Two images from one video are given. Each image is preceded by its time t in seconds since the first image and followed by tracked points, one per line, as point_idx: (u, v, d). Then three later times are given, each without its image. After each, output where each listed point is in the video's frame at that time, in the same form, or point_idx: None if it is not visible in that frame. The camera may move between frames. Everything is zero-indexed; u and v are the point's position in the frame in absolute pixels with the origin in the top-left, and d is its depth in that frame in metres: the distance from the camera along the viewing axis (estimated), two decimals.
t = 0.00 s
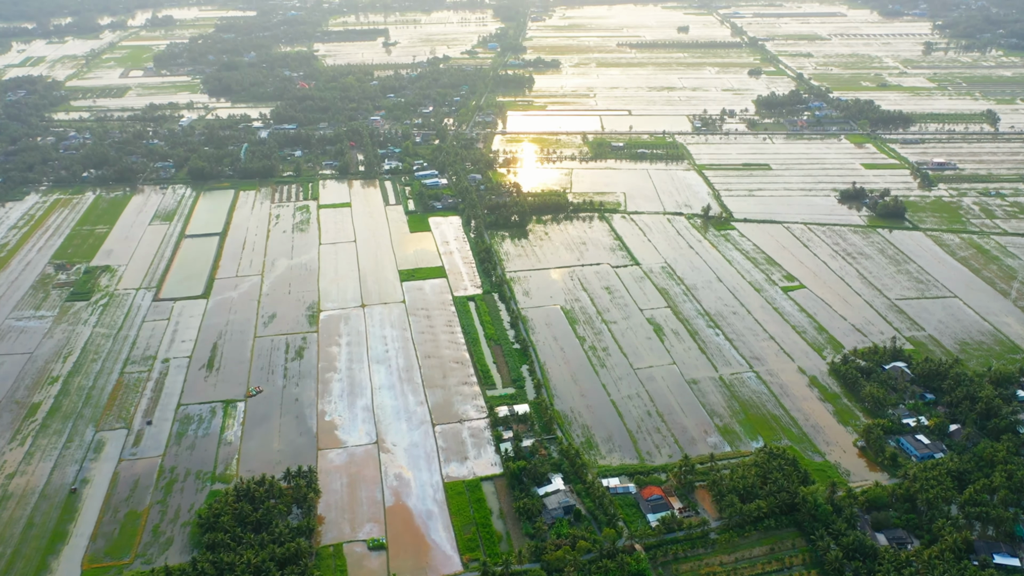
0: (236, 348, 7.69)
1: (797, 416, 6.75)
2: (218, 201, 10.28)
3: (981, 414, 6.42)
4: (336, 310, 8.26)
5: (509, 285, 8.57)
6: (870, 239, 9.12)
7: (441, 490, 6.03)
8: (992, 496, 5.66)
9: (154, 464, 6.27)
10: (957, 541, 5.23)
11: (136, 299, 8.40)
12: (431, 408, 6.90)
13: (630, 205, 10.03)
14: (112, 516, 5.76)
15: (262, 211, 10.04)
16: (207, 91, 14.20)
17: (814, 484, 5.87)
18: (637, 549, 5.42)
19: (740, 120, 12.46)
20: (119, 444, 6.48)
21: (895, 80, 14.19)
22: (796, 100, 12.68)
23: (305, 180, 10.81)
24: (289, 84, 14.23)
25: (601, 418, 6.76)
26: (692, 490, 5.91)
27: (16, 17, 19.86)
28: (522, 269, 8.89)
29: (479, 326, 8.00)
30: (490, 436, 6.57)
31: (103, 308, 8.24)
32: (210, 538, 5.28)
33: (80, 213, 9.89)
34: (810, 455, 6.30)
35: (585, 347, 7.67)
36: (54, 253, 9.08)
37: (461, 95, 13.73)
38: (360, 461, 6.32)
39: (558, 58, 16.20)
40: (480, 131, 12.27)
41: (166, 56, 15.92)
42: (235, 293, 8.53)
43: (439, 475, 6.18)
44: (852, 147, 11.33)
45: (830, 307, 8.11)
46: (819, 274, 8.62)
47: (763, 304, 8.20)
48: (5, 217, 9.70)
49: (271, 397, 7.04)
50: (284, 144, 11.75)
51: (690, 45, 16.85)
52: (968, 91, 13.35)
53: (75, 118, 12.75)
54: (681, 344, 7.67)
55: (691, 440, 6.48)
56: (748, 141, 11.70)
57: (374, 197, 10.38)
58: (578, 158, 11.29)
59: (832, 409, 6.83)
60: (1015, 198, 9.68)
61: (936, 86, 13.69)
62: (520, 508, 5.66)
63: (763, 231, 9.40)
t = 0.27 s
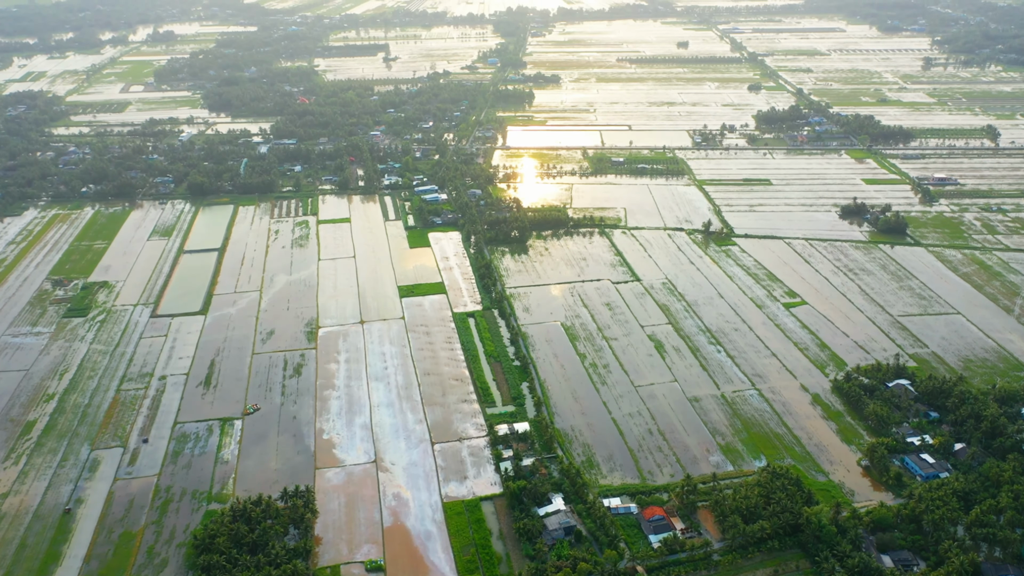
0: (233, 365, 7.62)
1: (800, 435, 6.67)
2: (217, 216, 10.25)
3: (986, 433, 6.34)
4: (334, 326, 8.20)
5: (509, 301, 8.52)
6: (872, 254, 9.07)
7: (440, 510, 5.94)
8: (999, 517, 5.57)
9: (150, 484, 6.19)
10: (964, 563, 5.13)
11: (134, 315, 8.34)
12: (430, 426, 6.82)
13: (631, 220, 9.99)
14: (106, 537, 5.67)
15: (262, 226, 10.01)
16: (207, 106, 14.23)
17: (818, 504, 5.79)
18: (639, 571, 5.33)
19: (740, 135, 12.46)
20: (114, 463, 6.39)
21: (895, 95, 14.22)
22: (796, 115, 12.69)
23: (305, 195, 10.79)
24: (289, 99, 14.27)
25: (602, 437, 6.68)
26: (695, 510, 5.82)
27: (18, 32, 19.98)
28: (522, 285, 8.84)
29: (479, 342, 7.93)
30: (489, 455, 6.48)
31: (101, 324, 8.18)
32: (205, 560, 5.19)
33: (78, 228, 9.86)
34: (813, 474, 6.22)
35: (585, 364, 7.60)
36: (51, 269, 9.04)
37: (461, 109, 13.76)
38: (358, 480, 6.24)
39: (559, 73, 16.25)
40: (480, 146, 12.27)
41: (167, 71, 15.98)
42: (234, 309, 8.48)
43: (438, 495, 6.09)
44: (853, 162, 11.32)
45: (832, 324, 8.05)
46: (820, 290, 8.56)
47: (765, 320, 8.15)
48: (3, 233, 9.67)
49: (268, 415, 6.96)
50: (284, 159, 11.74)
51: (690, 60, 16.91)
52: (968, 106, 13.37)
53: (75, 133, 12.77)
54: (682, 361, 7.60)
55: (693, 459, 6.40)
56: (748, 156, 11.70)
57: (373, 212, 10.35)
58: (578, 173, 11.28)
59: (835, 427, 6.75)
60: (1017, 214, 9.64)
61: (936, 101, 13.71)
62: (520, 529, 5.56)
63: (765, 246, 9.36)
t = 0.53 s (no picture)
0: (231, 380, 7.55)
1: (802, 451, 6.60)
2: (216, 229, 10.22)
3: (991, 450, 6.26)
4: (333, 341, 8.15)
5: (509, 315, 8.47)
6: (873, 268, 9.03)
7: (439, 528, 5.86)
8: (1005, 535, 5.49)
9: (146, 501, 6.11)
10: None
11: (131, 330, 8.29)
12: (429, 442, 6.75)
13: (631, 234, 9.96)
14: (100, 555, 5.59)
15: (261, 240, 9.98)
16: (207, 119, 14.25)
17: (822, 522, 5.71)
18: None
19: (741, 149, 12.46)
20: (110, 480, 6.32)
21: (894, 108, 14.25)
22: (796, 128, 12.70)
23: (304, 208, 10.77)
24: (289, 112, 14.29)
25: (603, 453, 6.61)
26: (697, 528, 5.73)
27: (19, 45, 20.08)
28: (522, 299, 8.79)
29: (478, 357, 7.87)
30: (489, 472, 6.41)
31: (98, 339, 8.12)
32: None
33: (77, 241, 9.83)
34: (817, 491, 6.15)
35: (586, 380, 7.54)
36: (49, 283, 9.00)
37: (461, 123, 13.78)
38: (356, 497, 6.16)
39: (559, 86, 16.30)
40: (480, 160, 12.27)
41: (168, 84, 16.02)
42: (232, 324, 8.43)
43: (437, 512, 6.01)
44: (853, 176, 11.31)
45: (834, 338, 7.99)
46: (822, 304, 8.52)
47: (766, 335, 8.09)
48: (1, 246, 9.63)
49: (266, 431, 6.89)
50: (283, 172, 11.73)
51: (689, 74, 16.97)
52: (968, 120, 13.38)
53: (74, 146, 12.78)
54: (683, 377, 7.54)
55: (695, 476, 6.32)
56: (748, 169, 11.69)
57: (373, 226, 10.32)
58: (578, 186, 11.26)
59: (839, 443, 6.68)
60: (1019, 228, 9.62)
61: (936, 114, 13.73)
62: (520, 547, 5.48)
63: (766, 260, 9.32)
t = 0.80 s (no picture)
0: (228, 398, 7.48)
1: (805, 470, 6.52)
2: (214, 245, 10.18)
3: (996, 469, 6.18)
4: (331, 358, 8.08)
5: (509, 332, 8.41)
6: (875, 284, 8.98)
7: (437, 549, 5.77)
8: (1012, 557, 5.39)
9: (140, 521, 6.02)
10: None
11: (128, 346, 8.22)
12: (428, 461, 6.67)
13: (631, 250, 9.92)
14: None
15: (259, 255, 9.94)
16: (207, 134, 14.26)
17: (827, 544, 5.62)
18: None
19: (741, 164, 12.46)
20: (104, 500, 6.22)
21: (894, 123, 14.27)
22: (796, 144, 12.70)
23: (303, 224, 10.73)
24: (289, 127, 14.31)
25: (604, 472, 6.52)
26: (699, 549, 5.63)
27: (20, 60, 20.16)
28: (522, 315, 8.73)
29: (478, 375, 7.79)
30: (489, 491, 6.32)
31: (94, 355, 8.05)
32: None
33: (75, 257, 9.79)
34: (820, 511, 6.06)
35: (586, 397, 7.47)
36: (46, 299, 8.94)
37: (461, 138, 13.79)
38: (353, 517, 6.07)
39: (558, 102, 16.34)
40: (479, 175, 12.26)
41: (168, 99, 16.06)
42: (229, 340, 8.36)
43: (435, 533, 5.92)
44: (854, 191, 11.30)
45: (837, 355, 7.93)
46: (824, 320, 8.46)
47: (768, 352, 8.03)
48: None
49: (263, 449, 6.81)
50: (283, 187, 11.72)
51: (689, 89, 17.02)
52: (968, 135, 13.40)
53: (74, 161, 12.77)
54: (685, 394, 7.47)
55: (697, 495, 6.24)
56: (749, 184, 11.68)
57: (372, 241, 10.28)
58: (578, 202, 11.23)
59: (842, 462, 6.59)
60: (1021, 243, 9.58)
61: (935, 129, 13.75)
62: (520, 569, 5.39)
63: (767, 276, 9.28)
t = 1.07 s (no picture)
0: (225, 416, 7.40)
1: (809, 489, 6.43)
2: (213, 260, 10.14)
3: (1002, 489, 6.09)
4: (330, 375, 8.01)
5: (508, 348, 8.35)
6: (877, 300, 8.93)
7: (436, 570, 5.67)
8: None
9: (135, 542, 5.92)
10: None
11: (125, 363, 8.16)
12: (427, 480, 6.58)
13: (632, 265, 9.88)
14: None
15: (258, 271, 9.90)
16: (207, 149, 14.27)
17: (831, 565, 5.52)
18: None
19: (741, 179, 12.46)
20: (99, 520, 6.13)
21: (894, 138, 14.29)
22: (796, 159, 12.71)
23: (303, 239, 10.70)
24: (289, 142, 14.33)
25: (605, 491, 6.43)
26: (702, 571, 5.53)
27: (21, 75, 20.26)
28: (522, 331, 8.67)
29: (478, 392, 7.72)
30: (488, 511, 6.23)
31: (91, 372, 7.99)
32: None
33: (73, 272, 9.75)
34: (824, 531, 5.97)
35: (587, 415, 7.39)
36: (43, 314, 8.89)
37: (461, 153, 13.80)
38: (351, 538, 5.98)
39: (558, 117, 16.38)
40: (479, 190, 12.26)
41: (168, 114, 16.11)
42: (227, 357, 8.30)
43: (434, 554, 5.82)
44: (854, 206, 11.28)
45: (839, 372, 7.86)
46: (826, 336, 8.40)
47: (770, 369, 7.97)
48: None
49: (260, 468, 6.72)
50: (282, 202, 11.70)
51: (688, 104, 17.07)
52: (968, 150, 13.42)
53: (73, 176, 12.77)
54: (686, 412, 7.39)
55: (699, 515, 6.15)
56: (749, 200, 11.66)
57: (371, 256, 10.24)
58: (578, 217, 11.21)
59: (846, 481, 6.50)
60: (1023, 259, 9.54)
61: (935, 145, 13.77)
62: None
63: (768, 292, 9.23)
